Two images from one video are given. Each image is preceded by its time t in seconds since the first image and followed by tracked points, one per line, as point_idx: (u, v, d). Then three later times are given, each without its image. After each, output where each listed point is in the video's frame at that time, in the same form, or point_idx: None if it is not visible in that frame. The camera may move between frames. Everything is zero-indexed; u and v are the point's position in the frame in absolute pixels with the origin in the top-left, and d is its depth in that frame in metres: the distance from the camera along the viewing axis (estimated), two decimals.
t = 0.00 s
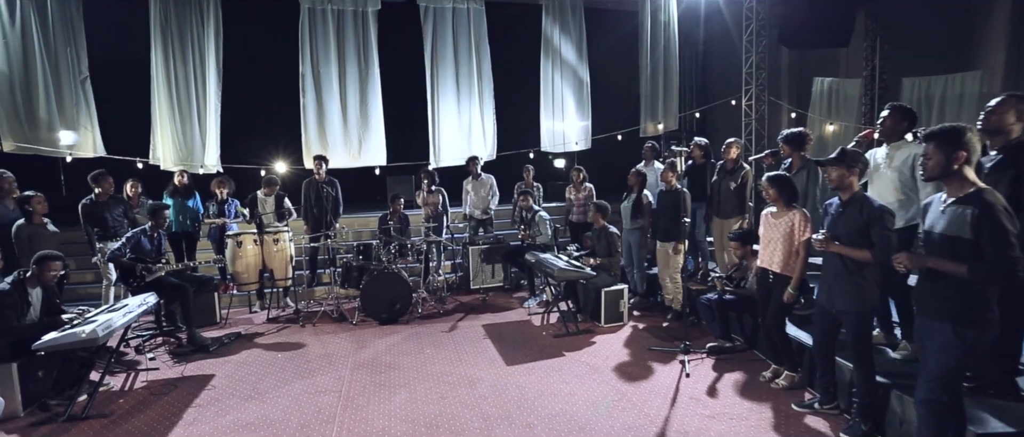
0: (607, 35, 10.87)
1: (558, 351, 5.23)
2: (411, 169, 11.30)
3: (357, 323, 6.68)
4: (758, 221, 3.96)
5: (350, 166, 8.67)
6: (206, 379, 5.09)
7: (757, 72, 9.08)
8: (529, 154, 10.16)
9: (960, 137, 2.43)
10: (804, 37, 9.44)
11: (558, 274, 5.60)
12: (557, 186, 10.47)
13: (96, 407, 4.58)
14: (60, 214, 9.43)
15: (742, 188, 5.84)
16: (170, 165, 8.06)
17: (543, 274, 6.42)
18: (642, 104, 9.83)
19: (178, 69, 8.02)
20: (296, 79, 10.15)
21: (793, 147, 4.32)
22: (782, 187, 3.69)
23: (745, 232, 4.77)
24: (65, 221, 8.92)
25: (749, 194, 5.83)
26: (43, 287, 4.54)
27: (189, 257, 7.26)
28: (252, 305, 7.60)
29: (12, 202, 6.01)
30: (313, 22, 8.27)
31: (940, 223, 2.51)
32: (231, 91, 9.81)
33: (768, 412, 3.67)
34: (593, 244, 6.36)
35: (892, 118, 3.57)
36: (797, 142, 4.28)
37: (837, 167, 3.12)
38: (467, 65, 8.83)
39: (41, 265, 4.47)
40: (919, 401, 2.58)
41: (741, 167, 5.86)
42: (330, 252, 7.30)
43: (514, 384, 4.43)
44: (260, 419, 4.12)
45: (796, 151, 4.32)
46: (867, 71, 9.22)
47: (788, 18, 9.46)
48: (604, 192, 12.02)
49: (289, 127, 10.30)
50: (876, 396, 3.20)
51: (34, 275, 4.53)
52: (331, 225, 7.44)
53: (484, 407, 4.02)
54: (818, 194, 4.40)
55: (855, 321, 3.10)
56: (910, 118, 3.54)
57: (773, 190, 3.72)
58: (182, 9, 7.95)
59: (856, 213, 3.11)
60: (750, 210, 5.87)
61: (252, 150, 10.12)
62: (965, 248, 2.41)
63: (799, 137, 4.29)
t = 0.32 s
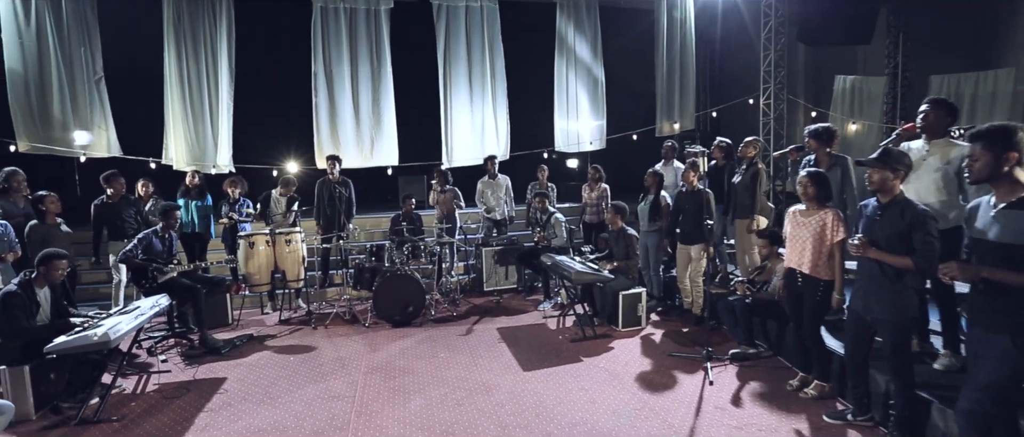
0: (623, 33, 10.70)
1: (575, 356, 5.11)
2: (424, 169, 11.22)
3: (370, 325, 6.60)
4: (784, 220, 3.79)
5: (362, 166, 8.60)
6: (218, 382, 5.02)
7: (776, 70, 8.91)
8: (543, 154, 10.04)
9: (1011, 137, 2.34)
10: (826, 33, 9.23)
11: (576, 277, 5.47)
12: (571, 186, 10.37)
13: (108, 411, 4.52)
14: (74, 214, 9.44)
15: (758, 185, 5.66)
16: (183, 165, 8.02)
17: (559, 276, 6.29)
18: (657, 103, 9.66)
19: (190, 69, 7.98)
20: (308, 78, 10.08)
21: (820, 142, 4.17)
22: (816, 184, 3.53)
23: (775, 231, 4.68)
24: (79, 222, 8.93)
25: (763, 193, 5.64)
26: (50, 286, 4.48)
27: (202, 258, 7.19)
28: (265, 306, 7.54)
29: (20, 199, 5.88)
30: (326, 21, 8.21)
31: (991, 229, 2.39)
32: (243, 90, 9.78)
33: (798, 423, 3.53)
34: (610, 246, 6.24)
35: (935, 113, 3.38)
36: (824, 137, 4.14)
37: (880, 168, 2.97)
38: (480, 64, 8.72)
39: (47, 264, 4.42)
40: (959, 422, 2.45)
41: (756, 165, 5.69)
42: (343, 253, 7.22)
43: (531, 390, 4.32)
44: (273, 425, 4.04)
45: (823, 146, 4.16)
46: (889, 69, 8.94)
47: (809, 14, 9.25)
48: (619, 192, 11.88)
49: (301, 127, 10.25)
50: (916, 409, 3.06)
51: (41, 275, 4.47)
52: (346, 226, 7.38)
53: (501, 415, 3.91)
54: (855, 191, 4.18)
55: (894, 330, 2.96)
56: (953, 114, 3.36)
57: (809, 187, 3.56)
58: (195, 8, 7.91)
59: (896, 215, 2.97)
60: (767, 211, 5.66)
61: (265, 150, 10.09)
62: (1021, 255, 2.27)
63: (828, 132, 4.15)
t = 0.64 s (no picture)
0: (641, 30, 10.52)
1: (596, 362, 4.96)
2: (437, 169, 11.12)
3: (384, 328, 6.50)
4: (823, 223, 3.65)
5: (376, 166, 8.51)
6: (232, 386, 4.94)
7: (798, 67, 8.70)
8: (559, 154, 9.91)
9: None
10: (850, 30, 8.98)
11: (595, 280, 5.31)
12: (586, 186, 10.21)
13: (121, 415, 4.45)
14: (89, 214, 9.44)
15: (773, 184, 5.46)
16: (196, 165, 7.98)
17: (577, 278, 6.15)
18: (675, 101, 9.47)
19: (204, 69, 7.94)
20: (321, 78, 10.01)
21: (865, 141, 4.05)
22: (857, 187, 3.37)
23: (805, 233, 4.49)
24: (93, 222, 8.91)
25: (780, 191, 5.42)
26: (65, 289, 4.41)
27: (215, 258, 7.12)
28: (278, 308, 7.47)
29: (30, 199, 5.79)
30: (339, 19, 8.12)
31: None
32: (257, 90, 9.73)
33: None
34: (630, 248, 6.08)
35: (998, 112, 3.21)
36: (871, 136, 4.02)
37: (925, 167, 2.80)
38: (495, 62, 8.59)
39: (63, 267, 4.34)
40: None
41: (773, 164, 5.49)
42: (355, 254, 7.11)
43: (552, 398, 4.19)
44: (287, 431, 3.95)
45: (869, 146, 4.05)
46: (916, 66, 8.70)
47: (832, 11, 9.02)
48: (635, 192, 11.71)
49: (314, 127, 10.19)
50: (965, 424, 2.89)
51: (57, 277, 4.39)
52: (354, 226, 7.28)
53: (521, 423, 3.78)
54: (898, 194, 4.12)
55: (943, 340, 2.81)
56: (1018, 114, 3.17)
57: (849, 188, 3.40)
58: (208, 8, 7.87)
59: (941, 217, 2.80)
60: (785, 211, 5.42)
61: (278, 150, 10.05)
62: None
63: (875, 131, 4.02)
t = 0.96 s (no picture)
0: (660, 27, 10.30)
1: (619, 367, 4.80)
2: (453, 168, 11.00)
3: (400, 330, 6.38)
4: (871, 230, 3.57)
5: (390, 165, 8.40)
6: (246, 390, 4.84)
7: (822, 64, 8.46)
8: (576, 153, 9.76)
9: None
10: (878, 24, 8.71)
11: (618, 282, 5.12)
12: (603, 186, 10.03)
13: (135, 418, 4.37)
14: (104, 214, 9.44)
15: (807, 189, 5.26)
16: (211, 165, 7.92)
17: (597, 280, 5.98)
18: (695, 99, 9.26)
19: (219, 67, 7.88)
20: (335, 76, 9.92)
21: (906, 141, 4.11)
22: (903, 192, 3.27)
23: (837, 236, 4.30)
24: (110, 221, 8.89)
25: (816, 196, 5.22)
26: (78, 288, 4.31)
27: (230, 259, 7.08)
28: (292, 309, 7.38)
29: (41, 202, 5.75)
30: (354, 17, 8.02)
31: None
32: (271, 89, 9.68)
33: None
34: (652, 249, 5.91)
35: None
36: (914, 134, 4.04)
37: (989, 167, 2.63)
38: (513, 60, 8.44)
39: (73, 265, 4.24)
40: None
41: (806, 166, 5.30)
42: (368, 254, 6.99)
43: (575, 405, 4.04)
44: None
45: (912, 145, 4.08)
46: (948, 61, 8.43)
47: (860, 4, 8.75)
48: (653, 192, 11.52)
49: (329, 126, 10.12)
50: None
51: (69, 276, 4.30)
52: (364, 225, 7.17)
53: (545, 433, 3.64)
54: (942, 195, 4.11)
55: (1004, 353, 2.65)
56: None
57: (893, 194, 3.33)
58: (224, 6, 7.80)
59: (1006, 222, 2.63)
60: (821, 213, 5.25)
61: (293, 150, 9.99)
62: None
63: (918, 130, 4.03)
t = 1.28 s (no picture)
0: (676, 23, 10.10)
1: (640, 373, 4.64)
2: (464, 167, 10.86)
3: (412, 333, 6.24)
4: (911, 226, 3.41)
5: (401, 164, 8.27)
6: (256, 394, 4.71)
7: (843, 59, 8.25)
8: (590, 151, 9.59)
9: None
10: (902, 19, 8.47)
11: (639, 285, 4.93)
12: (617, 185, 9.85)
13: (143, 424, 4.25)
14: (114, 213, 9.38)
15: (847, 188, 4.98)
16: (220, 164, 7.83)
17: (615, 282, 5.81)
18: (712, 97, 9.07)
19: (228, 65, 7.77)
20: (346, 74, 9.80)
21: (940, 133, 3.93)
22: (947, 187, 3.12)
23: (875, 234, 4.07)
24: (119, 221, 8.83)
25: (856, 196, 4.95)
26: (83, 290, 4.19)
27: (239, 259, 6.97)
28: (302, 310, 7.26)
29: (50, 199, 5.53)
30: (365, 13, 7.89)
31: None
32: (281, 87, 9.56)
33: None
34: (672, 250, 5.73)
35: None
36: (947, 125, 3.86)
37: None
38: (525, 56, 8.26)
39: (81, 268, 4.11)
40: None
41: (844, 161, 5.02)
42: (379, 254, 6.84)
43: (597, 414, 3.88)
44: None
45: (945, 138, 3.90)
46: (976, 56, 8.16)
47: None
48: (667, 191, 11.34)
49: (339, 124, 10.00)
50: None
51: (75, 278, 4.18)
52: (376, 225, 7.03)
53: None
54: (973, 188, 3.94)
55: None
56: None
57: (937, 189, 3.17)
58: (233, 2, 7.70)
59: None
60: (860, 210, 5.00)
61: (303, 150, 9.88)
62: None
63: (952, 121, 3.85)
